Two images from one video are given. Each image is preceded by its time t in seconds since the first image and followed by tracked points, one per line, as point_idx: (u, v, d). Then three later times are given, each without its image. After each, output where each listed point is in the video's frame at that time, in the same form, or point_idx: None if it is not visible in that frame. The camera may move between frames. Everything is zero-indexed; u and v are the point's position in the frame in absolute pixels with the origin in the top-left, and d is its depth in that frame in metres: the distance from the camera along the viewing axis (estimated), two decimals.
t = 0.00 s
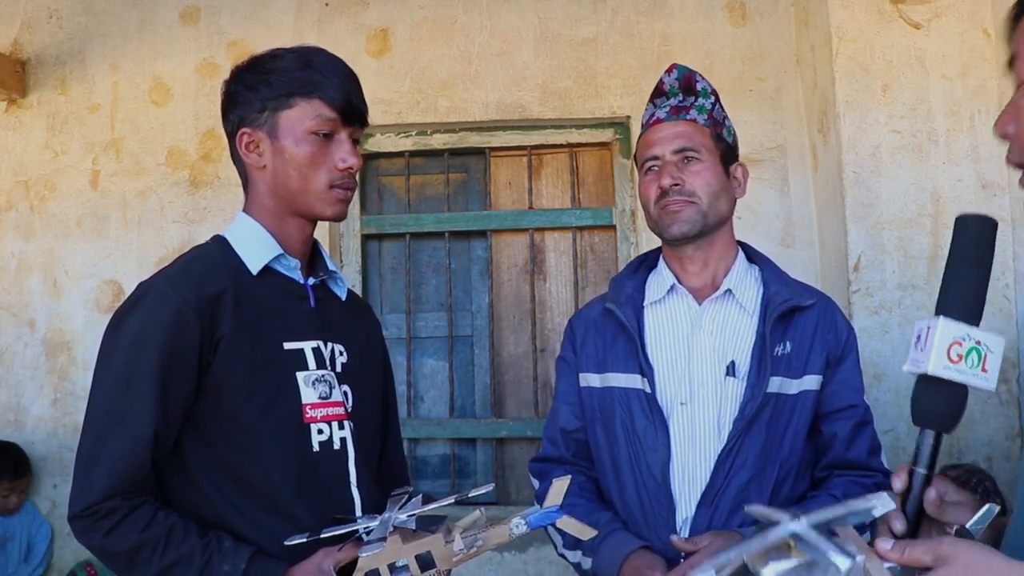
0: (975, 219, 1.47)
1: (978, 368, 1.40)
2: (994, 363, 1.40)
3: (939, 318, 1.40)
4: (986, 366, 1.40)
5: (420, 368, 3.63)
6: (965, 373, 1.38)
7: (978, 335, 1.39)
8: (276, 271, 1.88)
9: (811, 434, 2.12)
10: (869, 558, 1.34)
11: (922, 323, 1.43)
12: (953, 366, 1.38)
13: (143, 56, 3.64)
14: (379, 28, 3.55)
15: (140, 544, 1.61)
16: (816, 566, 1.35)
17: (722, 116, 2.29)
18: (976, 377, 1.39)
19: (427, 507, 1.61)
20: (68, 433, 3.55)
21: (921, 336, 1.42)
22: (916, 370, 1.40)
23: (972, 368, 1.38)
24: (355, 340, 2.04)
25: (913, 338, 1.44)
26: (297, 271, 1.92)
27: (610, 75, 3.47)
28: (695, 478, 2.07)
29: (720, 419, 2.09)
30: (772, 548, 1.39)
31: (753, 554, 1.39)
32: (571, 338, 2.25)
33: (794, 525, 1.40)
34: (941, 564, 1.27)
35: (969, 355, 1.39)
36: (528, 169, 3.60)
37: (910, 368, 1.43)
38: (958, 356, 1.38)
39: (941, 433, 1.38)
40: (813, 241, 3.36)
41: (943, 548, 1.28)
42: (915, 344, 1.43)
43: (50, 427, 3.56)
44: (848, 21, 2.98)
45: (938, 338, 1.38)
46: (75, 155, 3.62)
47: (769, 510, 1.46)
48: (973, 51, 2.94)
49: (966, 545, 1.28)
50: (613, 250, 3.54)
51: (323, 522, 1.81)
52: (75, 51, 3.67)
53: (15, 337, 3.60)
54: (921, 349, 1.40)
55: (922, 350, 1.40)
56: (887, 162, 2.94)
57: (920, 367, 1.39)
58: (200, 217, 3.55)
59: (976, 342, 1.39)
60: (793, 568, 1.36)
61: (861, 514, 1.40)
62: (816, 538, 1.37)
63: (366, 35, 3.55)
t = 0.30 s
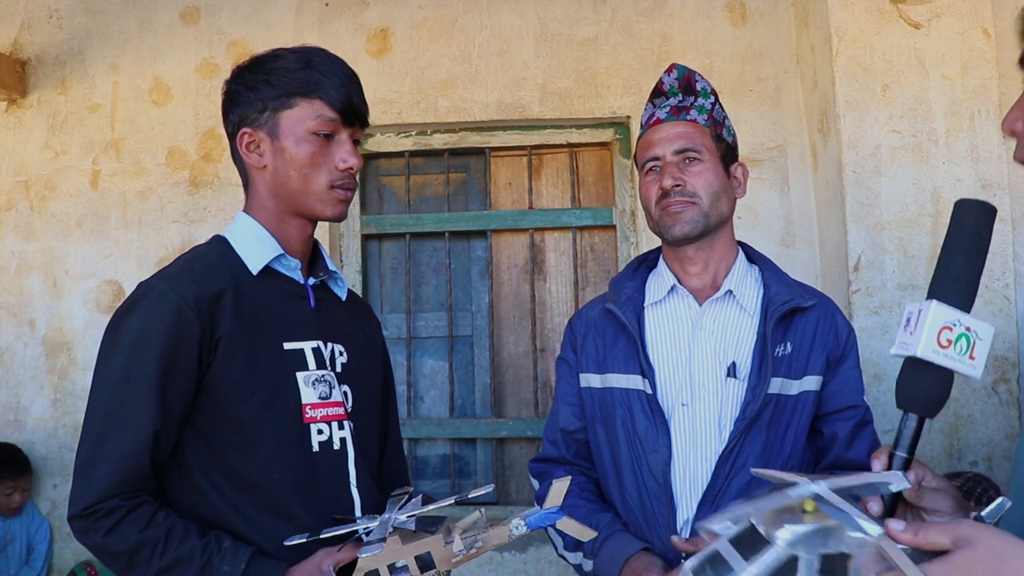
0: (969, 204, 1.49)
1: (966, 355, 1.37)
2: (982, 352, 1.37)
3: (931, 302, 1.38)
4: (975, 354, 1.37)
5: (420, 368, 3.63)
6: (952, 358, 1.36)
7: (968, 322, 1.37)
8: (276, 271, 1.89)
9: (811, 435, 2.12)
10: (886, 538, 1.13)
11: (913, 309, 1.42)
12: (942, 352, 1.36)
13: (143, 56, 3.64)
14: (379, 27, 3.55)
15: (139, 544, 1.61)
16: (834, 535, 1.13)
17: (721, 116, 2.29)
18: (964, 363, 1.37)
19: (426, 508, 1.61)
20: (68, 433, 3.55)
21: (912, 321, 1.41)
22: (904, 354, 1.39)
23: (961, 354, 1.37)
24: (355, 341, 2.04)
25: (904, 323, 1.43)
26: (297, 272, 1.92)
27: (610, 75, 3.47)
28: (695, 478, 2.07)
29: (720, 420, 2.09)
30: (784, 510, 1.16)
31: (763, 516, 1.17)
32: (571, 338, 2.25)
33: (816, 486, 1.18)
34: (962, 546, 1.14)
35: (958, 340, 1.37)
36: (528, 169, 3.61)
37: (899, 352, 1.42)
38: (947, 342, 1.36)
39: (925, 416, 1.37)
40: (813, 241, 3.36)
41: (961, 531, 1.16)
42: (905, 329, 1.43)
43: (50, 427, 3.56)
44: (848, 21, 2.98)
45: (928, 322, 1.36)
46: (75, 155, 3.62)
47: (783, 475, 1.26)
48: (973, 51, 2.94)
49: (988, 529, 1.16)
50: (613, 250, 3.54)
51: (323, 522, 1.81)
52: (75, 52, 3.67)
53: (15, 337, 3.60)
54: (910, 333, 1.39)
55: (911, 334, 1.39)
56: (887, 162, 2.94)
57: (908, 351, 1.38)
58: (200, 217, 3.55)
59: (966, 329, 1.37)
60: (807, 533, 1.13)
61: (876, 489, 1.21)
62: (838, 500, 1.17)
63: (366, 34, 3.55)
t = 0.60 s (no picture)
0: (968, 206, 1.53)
1: (963, 357, 1.41)
2: (979, 355, 1.41)
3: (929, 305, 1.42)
4: (971, 356, 1.41)
5: (420, 368, 3.63)
6: (951, 361, 1.40)
7: (965, 325, 1.41)
8: (276, 272, 1.89)
9: (811, 436, 2.12)
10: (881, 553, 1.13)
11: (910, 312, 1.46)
12: (941, 355, 1.39)
13: (143, 56, 3.64)
14: (379, 27, 3.55)
15: (139, 544, 1.61)
16: (830, 556, 1.12)
17: (722, 115, 2.29)
18: (961, 365, 1.41)
19: (426, 508, 1.61)
20: (68, 433, 3.54)
21: (909, 324, 1.44)
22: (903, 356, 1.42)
23: (958, 357, 1.40)
24: (355, 341, 2.04)
25: (901, 326, 1.47)
26: (297, 272, 1.93)
27: (610, 75, 3.47)
28: (695, 479, 2.07)
29: (720, 421, 2.09)
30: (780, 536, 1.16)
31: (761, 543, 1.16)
32: (571, 338, 2.25)
33: (811, 510, 1.15)
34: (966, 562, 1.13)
35: (956, 343, 1.41)
36: (528, 169, 3.61)
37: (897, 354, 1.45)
38: (945, 344, 1.40)
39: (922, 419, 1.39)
40: (813, 241, 3.36)
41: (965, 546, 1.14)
42: (902, 332, 1.46)
43: (50, 427, 3.56)
44: (847, 21, 2.98)
45: (928, 324, 1.40)
46: (75, 155, 3.62)
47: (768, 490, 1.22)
48: (973, 51, 2.94)
49: (981, 536, 1.10)
50: (613, 250, 3.54)
51: (323, 522, 1.81)
52: (75, 52, 3.67)
53: (15, 337, 3.60)
54: (909, 335, 1.42)
55: (909, 336, 1.42)
56: (887, 162, 2.94)
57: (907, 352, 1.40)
58: (200, 217, 3.55)
59: (963, 332, 1.41)
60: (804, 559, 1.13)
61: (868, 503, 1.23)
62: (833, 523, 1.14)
63: (366, 35, 3.55)
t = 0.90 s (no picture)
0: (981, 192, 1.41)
1: (969, 346, 1.29)
2: (984, 344, 1.29)
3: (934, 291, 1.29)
4: (977, 345, 1.29)
5: (420, 368, 3.63)
6: (952, 348, 1.28)
7: (970, 313, 1.29)
8: (277, 271, 1.89)
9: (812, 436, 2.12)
10: (851, 503, 1.15)
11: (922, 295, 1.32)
12: (942, 341, 1.27)
13: (143, 56, 3.64)
14: (379, 28, 3.55)
15: (139, 544, 1.61)
16: (799, 504, 1.14)
17: (722, 114, 2.29)
18: (965, 354, 1.28)
19: (425, 509, 1.61)
20: (68, 433, 3.54)
21: (916, 311, 1.30)
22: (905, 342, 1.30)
23: (964, 347, 1.28)
24: (355, 341, 2.04)
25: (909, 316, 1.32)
26: (297, 271, 1.92)
27: (610, 75, 3.46)
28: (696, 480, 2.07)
29: (721, 421, 2.09)
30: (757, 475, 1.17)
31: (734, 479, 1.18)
32: (571, 338, 2.26)
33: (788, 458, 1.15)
34: (920, 519, 1.17)
35: (959, 331, 1.29)
36: (528, 169, 3.61)
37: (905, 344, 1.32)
38: (947, 331, 1.28)
39: (925, 404, 1.29)
40: (813, 240, 3.36)
41: (923, 503, 1.18)
42: (911, 320, 1.32)
43: (51, 427, 3.56)
44: (847, 21, 2.99)
45: (930, 309, 1.27)
46: (75, 155, 3.62)
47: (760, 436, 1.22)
48: (973, 51, 2.94)
49: (945, 503, 1.19)
50: (613, 250, 3.54)
51: (323, 523, 1.81)
52: (75, 52, 3.67)
53: (15, 337, 3.60)
54: (913, 322, 1.31)
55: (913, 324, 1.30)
56: (887, 162, 2.94)
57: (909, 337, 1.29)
58: (200, 217, 3.55)
59: (967, 319, 1.29)
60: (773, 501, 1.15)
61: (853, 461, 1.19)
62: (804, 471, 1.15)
63: (366, 35, 3.55)
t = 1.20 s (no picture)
0: (993, 195, 1.67)
1: (989, 345, 1.60)
2: (1004, 342, 1.59)
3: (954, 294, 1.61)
4: (996, 344, 1.60)
5: (420, 368, 3.63)
6: (975, 347, 1.58)
7: (990, 314, 1.59)
8: (276, 271, 1.89)
9: (813, 436, 2.12)
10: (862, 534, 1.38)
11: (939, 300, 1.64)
12: (965, 340, 1.58)
13: (143, 56, 3.64)
14: (379, 27, 3.55)
15: (139, 543, 1.61)
16: (811, 539, 1.39)
17: (722, 114, 2.29)
18: (986, 351, 1.59)
19: (425, 509, 1.61)
20: (68, 433, 3.54)
21: (936, 313, 1.63)
22: (929, 341, 1.62)
23: (983, 344, 1.59)
24: (355, 341, 2.04)
25: (931, 315, 1.65)
26: (297, 271, 1.92)
27: (610, 75, 3.46)
28: (696, 480, 2.07)
29: (721, 421, 2.09)
30: (768, 517, 1.42)
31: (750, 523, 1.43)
32: (571, 339, 2.26)
33: (793, 497, 1.39)
34: (930, 544, 1.43)
35: (980, 331, 1.60)
36: (528, 169, 3.61)
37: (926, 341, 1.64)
38: (969, 331, 1.59)
39: (949, 404, 1.58)
40: (813, 240, 3.36)
41: (933, 530, 1.44)
42: (932, 322, 1.64)
43: (51, 427, 3.56)
44: (847, 21, 2.99)
45: (953, 311, 1.59)
46: (75, 155, 3.62)
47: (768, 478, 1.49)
48: (973, 51, 2.94)
49: (955, 528, 1.44)
50: (613, 250, 3.54)
51: (322, 523, 1.81)
52: (75, 52, 3.67)
53: (15, 337, 3.60)
54: (937, 324, 1.61)
55: (936, 325, 1.61)
56: (887, 162, 2.94)
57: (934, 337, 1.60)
58: (200, 217, 3.55)
59: (987, 320, 1.59)
60: (786, 539, 1.40)
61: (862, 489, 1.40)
62: (809, 509, 1.38)
63: (366, 34, 3.55)
